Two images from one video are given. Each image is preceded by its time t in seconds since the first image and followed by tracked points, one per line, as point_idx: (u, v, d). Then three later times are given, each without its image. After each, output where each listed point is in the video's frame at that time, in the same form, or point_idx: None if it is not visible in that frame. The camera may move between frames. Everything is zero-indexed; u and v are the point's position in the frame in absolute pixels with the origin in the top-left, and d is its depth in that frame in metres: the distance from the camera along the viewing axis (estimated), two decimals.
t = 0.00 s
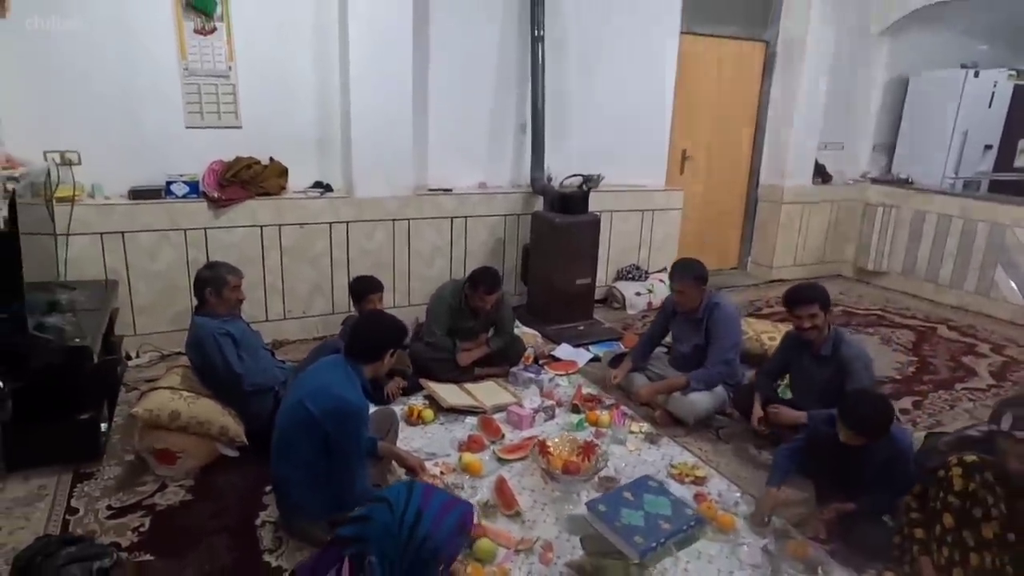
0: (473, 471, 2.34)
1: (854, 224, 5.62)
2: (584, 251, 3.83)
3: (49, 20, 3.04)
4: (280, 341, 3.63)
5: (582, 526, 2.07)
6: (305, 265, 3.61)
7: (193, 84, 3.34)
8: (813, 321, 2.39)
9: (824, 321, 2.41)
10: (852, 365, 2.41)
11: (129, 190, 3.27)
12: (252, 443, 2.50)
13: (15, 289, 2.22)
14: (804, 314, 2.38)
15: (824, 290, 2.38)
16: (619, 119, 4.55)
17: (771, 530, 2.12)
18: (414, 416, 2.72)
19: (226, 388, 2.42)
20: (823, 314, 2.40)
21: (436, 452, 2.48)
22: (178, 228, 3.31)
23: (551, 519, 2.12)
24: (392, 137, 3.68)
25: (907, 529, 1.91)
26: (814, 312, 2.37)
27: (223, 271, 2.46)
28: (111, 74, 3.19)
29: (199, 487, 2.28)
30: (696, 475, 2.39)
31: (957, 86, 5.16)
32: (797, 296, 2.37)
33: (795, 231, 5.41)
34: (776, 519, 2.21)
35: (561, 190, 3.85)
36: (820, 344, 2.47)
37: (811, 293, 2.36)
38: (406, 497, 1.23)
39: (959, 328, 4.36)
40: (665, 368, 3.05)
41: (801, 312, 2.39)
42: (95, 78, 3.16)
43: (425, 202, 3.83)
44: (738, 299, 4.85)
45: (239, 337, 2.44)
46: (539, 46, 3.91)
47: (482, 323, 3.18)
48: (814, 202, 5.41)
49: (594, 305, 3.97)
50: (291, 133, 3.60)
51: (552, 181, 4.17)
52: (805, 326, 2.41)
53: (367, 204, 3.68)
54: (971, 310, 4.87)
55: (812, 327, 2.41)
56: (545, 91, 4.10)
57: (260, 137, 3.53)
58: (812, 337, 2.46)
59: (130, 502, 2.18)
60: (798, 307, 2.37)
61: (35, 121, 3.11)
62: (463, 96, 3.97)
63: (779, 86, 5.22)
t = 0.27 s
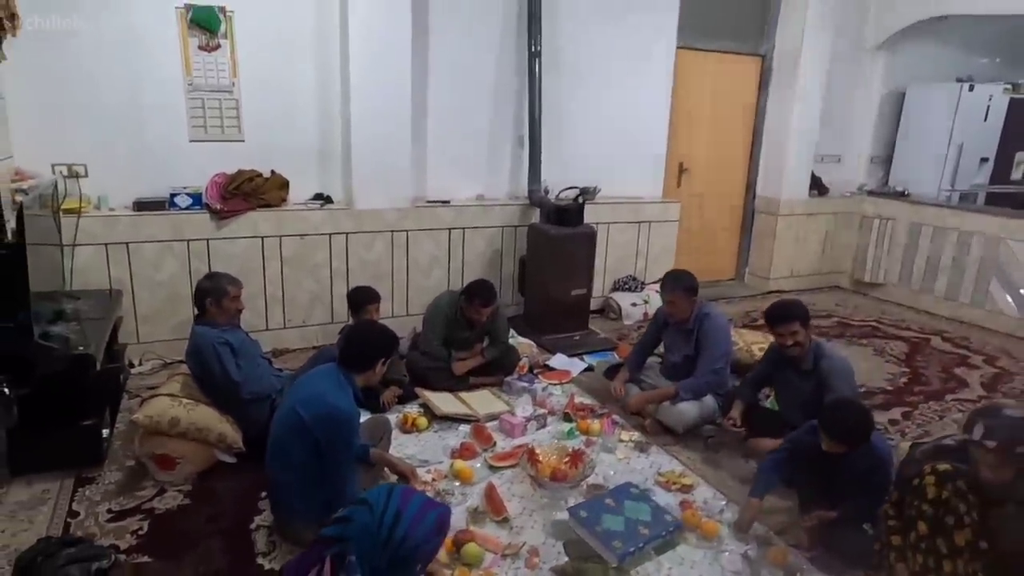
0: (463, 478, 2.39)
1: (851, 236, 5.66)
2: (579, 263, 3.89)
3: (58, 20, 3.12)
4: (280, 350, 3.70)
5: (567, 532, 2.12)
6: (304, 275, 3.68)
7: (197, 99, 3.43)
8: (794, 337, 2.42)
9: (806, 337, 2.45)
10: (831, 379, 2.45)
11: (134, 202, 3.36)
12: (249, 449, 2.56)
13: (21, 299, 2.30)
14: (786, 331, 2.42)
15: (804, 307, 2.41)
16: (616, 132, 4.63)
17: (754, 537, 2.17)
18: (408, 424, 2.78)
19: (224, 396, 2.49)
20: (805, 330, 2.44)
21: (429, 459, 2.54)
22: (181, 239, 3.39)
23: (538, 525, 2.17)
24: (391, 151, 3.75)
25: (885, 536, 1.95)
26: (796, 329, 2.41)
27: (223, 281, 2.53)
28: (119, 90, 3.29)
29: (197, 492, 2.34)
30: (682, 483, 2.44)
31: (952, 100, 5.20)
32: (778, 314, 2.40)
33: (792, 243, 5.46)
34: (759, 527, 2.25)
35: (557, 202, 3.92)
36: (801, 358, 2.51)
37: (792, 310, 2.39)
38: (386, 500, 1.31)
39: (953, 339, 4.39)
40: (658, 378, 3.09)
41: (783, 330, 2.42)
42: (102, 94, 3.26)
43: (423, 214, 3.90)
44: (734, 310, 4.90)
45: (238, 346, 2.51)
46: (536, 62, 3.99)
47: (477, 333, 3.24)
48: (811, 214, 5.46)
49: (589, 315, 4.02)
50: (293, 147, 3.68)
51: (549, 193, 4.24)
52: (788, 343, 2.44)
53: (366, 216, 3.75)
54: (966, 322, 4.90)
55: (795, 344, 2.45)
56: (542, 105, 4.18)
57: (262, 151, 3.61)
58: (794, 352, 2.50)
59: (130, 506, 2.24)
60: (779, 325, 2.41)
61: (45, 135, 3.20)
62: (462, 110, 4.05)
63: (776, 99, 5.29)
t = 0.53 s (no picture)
0: (462, 489, 2.45)
1: (849, 248, 5.71)
2: (578, 276, 3.95)
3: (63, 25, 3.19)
4: (284, 361, 3.77)
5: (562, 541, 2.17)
6: (308, 289, 3.75)
7: (205, 117, 3.51)
8: (779, 359, 2.46)
9: (791, 356, 2.48)
10: (815, 396, 2.48)
11: (142, 217, 3.44)
12: (254, 459, 2.62)
13: (33, 313, 2.37)
14: (770, 353, 2.44)
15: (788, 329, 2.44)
16: (616, 147, 4.70)
17: (746, 547, 2.21)
18: (409, 435, 2.84)
19: (229, 408, 2.55)
20: (790, 350, 2.47)
21: (429, 469, 2.59)
22: (188, 253, 3.47)
23: (534, 535, 2.23)
24: (393, 166, 3.83)
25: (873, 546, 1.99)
26: (780, 352, 2.44)
27: (228, 296, 2.60)
28: (128, 109, 3.37)
29: (203, 501, 2.40)
30: (677, 493, 2.49)
31: (949, 113, 5.26)
32: (761, 336, 2.42)
33: (791, 255, 5.51)
34: (752, 536, 2.29)
35: (556, 216, 3.99)
36: (787, 376, 2.55)
37: (776, 333, 2.42)
38: (384, 509, 1.36)
39: (950, 351, 4.43)
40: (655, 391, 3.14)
41: (768, 353, 2.45)
42: (112, 114, 3.35)
43: (424, 228, 3.97)
44: (733, 322, 4.94)
45: (242, 359, 2.57)
46: (536, 79, 4.07)
47: (477, 346, 3.29)
48: (809, 226, 5.52)
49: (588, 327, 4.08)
50: (298, 162, 3.76)
51: (548, 208, 4.31)
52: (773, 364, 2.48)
53: (369, 230, 3.83)
54: (964, 333, 4.93)
55: (780, 365, 2.48)
56: (541, 121, 4.25)
57: (267, 167, 3.69)
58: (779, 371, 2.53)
59: (137, 515, 2.30)
60: (763, 347, 2.43)
61: (56, 153, 3.29)
62: (463, 126, 4.13)
63: (773, 113, 5.35)
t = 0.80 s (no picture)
0: (464, 490, 2.51)
1: (846, 252, 5.78)
2: (577, 281, 4.02)
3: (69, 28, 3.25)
4: (289, 367, 3.84)
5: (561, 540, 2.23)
6: (312, 295, 3.82)
7: (211, 128, 3.59)
8: (766, 372, 2.54)
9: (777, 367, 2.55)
10: (803, 404, 2.53)
11: (150, 226, 3.51)
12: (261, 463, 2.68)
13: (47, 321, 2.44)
14: (757, 366, 2.51)
15: (773, 342, 2.50)
16: (614, 154, 4.77)
17: (741, 546, 2.27)
18: (412, 439, 2.90)
19: (237, 413, 2.61)
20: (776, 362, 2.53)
21: (432, 472, 2.66)
22: (194, 261, 3.53)
23: (535, 534, 2.29)
24: (395, 175, 3.90)
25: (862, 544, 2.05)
26: (767, 364, 2.50)
27: (235, 303, 2.66)
28: (137, 121, 3.45)
29: (211, 504, 2.47)
30: (674, 494, 2.55)
31: (942, 118, 5.33)
32: (749, 351, 2.49)
33: (788, 259, 5.58)
34: (746, 535, 2.36)
35: (555, 223, 4.06)
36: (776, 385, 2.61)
37: (761, 347, 2.48)
38: (393, 507, 1.43)
39: (945, 353, 4.49)
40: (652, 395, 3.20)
41: (755, 367, 2.51)
42: (121, 126, 3.43)
43: (426, 235, 4.04)
44: (731, 325, 5.01)
45: (249, 365, 2.64)
46: (535, 88, 4.14)
47: (478, 350, 3.36)
48: (805, 230, 5.59)
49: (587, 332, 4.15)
50: (301, 171, 3.84)
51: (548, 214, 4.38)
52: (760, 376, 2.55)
53: (371, 237, 3.89)
54: (959, 336, 5.00)
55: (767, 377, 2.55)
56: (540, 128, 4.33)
57: (272, 175, 3.76)
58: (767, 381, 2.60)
59: (148, 518, 2.36)
60: (751, 361, 2.50)
61: (66, 165, 3.36)
62: (464, 134, 4.20)
63: (769, 119, 5.42)
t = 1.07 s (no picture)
0: (466, 481, 2.59)
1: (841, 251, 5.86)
2: (575, 280, 4.10)
3: (77, 30, 3.33)
4: (293, 364, 3.92)
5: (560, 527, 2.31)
6: (316, 294, 3.90)
7: (217, 130, 3.67)
8: (753, 371, 2.62)
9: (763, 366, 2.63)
10: (791, 397, 2.61)
11: (157, 227, 3.59)
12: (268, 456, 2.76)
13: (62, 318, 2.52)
14: (745, 367, 2.60)
15: (758, 342, 2.58)
16: (612, 155, 4.85)
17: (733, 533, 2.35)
18: (415, 432, 2.98)
19: (246, 408, 2.69)
20: (762, 361, 2.62)
21: (434, 464, 2.74)
22: (201, 261, 3.61)
23: (534, 522, 2.37)
24: (396, 177, 3.98)
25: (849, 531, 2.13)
26: (753, 364, 2.59)
27: (243, 301, 2.74)
28: (144, 125, 3.53)
29: (221, 495, 2.54)
30: (670, 485, 2.63)
31: (935, 119, 5.41)
32: (735, 352, 2.57)
33: (783, 258, 5.66)
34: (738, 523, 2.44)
35: (554, 223, 4.14)
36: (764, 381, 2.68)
37: (746, 348, 2.56)
38: (402, 489, 1.52)
39: (937, 350, 4.57)
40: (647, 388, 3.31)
41: (743, 366, 2.60)
42: (129, 130, 3.51)
43: (427, 235, 4.12)
44: (727, 323, 5.08)
45: (257, 361, 2.72)
46: (533, 90, 4.23)
47: (479, 347, 3.44)
48: (800, 230, 5.67)
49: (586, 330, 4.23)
50: (305, 173, 3.92)
51: (547, 214, 4.46)
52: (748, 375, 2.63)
53: (373, 237, 3.97)
54: (952, 333, 5.08)
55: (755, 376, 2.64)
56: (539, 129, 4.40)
57: (276, 177, 3.84)
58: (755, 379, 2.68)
59: (160, 508, 2.44)
60: (739, 361, 2.58)
61: (75, 168, 3.44)
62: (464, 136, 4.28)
63: (764, 120, 5.51)
